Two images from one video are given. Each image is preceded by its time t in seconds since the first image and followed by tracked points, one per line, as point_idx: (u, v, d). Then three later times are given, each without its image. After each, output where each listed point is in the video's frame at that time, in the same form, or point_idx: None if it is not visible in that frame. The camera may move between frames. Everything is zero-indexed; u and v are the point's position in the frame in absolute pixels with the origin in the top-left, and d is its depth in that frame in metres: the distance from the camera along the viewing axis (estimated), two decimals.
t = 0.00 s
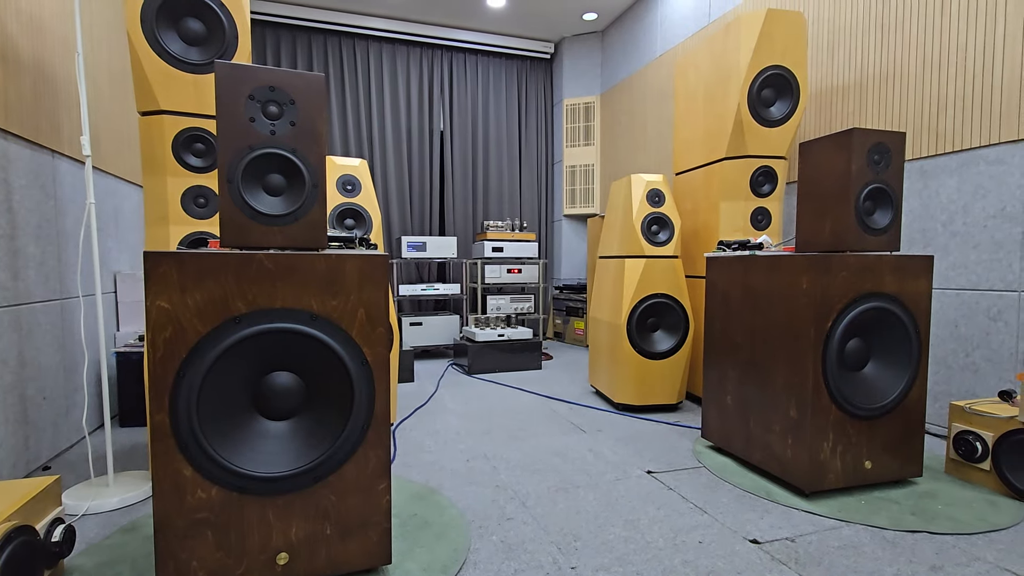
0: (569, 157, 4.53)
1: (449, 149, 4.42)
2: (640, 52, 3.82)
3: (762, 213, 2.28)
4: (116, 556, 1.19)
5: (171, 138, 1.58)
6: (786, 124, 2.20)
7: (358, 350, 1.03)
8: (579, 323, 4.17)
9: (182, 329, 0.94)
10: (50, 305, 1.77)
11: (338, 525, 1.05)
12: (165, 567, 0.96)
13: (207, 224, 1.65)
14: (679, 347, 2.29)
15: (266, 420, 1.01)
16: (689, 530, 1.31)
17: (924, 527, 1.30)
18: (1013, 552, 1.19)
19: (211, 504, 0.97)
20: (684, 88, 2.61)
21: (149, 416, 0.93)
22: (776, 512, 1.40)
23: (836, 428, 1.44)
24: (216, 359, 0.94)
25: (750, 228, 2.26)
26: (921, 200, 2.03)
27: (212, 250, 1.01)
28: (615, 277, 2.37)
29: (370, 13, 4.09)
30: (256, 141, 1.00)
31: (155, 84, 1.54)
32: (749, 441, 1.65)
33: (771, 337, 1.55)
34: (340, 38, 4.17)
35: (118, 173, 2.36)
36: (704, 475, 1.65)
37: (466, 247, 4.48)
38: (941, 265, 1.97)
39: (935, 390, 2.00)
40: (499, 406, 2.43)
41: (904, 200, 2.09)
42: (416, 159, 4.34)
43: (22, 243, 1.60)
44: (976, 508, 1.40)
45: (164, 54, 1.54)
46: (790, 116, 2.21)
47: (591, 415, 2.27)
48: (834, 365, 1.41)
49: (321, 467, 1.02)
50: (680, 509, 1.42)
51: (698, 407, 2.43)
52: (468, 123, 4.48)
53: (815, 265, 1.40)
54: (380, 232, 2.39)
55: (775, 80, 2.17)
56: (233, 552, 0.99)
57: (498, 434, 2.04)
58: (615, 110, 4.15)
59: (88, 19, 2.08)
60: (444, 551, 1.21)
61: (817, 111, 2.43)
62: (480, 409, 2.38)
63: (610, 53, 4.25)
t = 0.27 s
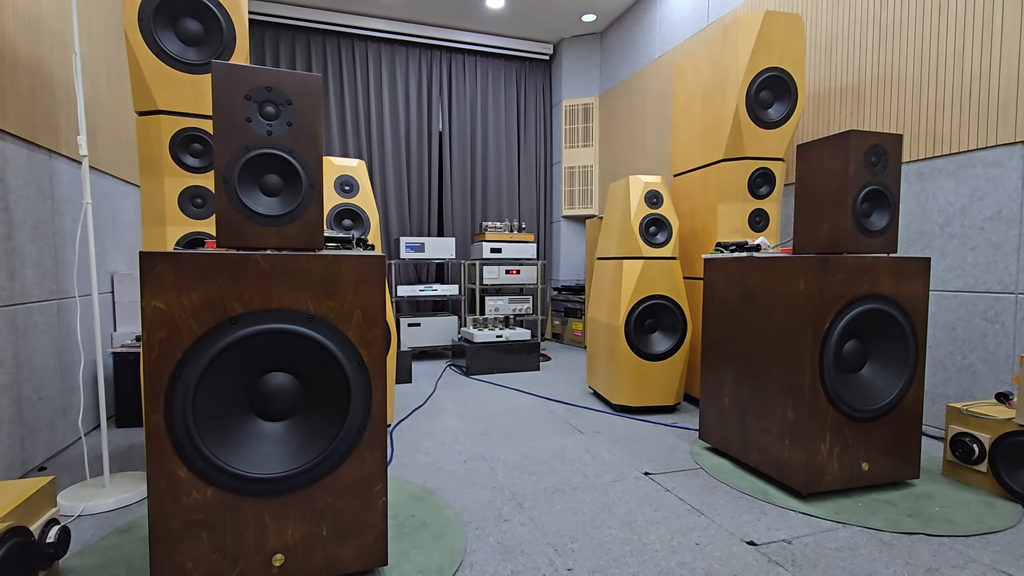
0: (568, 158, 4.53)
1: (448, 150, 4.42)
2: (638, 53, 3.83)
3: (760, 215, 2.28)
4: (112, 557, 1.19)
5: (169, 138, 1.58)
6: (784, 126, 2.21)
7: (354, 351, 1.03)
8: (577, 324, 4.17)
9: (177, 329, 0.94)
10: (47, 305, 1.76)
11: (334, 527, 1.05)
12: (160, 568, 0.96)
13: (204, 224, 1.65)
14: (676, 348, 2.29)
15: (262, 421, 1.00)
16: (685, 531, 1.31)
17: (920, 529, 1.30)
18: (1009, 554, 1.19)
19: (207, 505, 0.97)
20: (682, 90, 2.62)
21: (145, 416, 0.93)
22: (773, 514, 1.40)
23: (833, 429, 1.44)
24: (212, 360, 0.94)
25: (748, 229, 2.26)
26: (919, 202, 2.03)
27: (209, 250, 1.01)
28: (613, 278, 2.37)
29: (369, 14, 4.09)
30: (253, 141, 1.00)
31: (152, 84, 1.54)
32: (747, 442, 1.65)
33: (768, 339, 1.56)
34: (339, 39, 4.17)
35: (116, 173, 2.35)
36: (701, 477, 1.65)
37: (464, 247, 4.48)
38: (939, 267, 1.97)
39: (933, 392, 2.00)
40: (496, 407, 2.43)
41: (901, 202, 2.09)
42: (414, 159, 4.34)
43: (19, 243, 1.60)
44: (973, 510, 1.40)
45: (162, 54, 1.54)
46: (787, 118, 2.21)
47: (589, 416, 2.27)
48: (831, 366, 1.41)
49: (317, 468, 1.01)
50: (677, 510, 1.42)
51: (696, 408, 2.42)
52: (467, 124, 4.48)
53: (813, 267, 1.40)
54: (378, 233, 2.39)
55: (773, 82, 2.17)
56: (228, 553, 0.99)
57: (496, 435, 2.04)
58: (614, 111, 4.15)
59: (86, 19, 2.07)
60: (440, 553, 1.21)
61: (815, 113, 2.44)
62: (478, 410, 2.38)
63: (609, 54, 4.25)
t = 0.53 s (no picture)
0: (567, 160, 4.54)
1: (446, 151, 4.42)
2: (637, 55, 3.83)
3: (758, 217, 2.28)
4: (106, 559, 1.18)
5: (166, 138, 1.58)
6: (781, 128, 2.21)
7: (351, 351, 1.03)
8: (576, 325, 4.17)
9: (173, 330, 0.93)
10: (43, 305, 1.76)
11: (330, 528, 1.04)
12: (154, 570, 0.95)
13: (202, 224, 1.65)
14: (674, 350, 2.29)
15: (258, 422, 1.00)
16: (682, 533, 1.30)
17: (918, 531, 1.30)
18: (1006, 556, 1.19)
19: (202, 506, 0.97)
20: (680, 91, 2.62)
21: (140, 417, 0.93)
22: (770, 516, 1.40)
23: (830, 431, 1.43)
24: (208, 360, 0.93)
25: (746, 231, 2.27)
26: (916, 204, 2.04)
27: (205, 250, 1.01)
28: (611, 279, 2.37)
29: (368, 15, 4.09)
30: (249, 141, 0.99)
31: (149, 84, 1.53)
32: (744, 444, 1.65)
33: (765, 340, 1.56)
34: (338, 40, 4.17)
35: (113, 173, 2.35)
36: (698, 478, 1.65)
37: (463, 248, 4.47)
38: (936, 269, 1.97)
39: (930, 394, 2.00)
40: (494, 408, 2.42)
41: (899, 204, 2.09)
42: (413, 160, 4.34)
43: (15, 243, 1.60)
44: (970, 512, 1.40)
45: (159, 54, 1.53)
46: (785, 120, 2.21)
47: (586, 418, 2.27)
48: (828, 368, 1.41)
49: (313, 469, 1.01)
50: (675, 512, 1.42)
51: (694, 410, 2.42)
52: (466, 125, 4.49)
53: (810, 269, 1.41)
54: (376, 234, 2.38)
55: (770, 84, 2.17)
56: (223, 555, 0.98)
57: (493, 436, 2.03)
58: (613, 112, 4.16)
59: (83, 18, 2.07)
60: (437, 554, 1.20)
61: (813, 115, 2.44)
62: (475, 411, 2.37)
63: (608, 55, 4.26)
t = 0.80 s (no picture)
0: (565, 161, 4.54)
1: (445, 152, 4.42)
2: (636, 57, 3.84)
3: (756, 218, 2.28)
4: (101, 560, 1.18)
5: (163, 138, 1.58)
6: (779, 130, 2.21)
7: (347, 353, 1.03)
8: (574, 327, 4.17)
9: (168, 331, 0.93)
10: (40, 305, 1.75)
11: (326, 530, 1.04)
12: (149, 572, 0.95)
13: (199, 224, 1.65)
14: (672, 351, 2.29)
15: (254, 423, 1.00)
16: (679, 535, 1.30)
17: (914, 533, 1.30)
18: (1002, 559, 1.19)
19: (197, 508, 0.96)
20: (678, 93, 2.62)
21: (135, 418, 0.92)
22: (767, 518, 1.39)
23: (827, 433, 1.44)
24: (204, 361, 0.93)
25: (744, 233, 2.27)
26: (914, 206, 2.04)
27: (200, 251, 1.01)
28: (609, 280, 2.37)
29: (367, 16, 4.09)
30: (246, 142, 0.99)
31: (147, 84, 1.53)
32: (741, 446, 1.65)
33: (763, 342, 1.56)
34: (337, 40, 4.17)
35: (110, 173, 2.34)
36: (696, 480, 1.64)
37: (461, 249, 4.47)
38: (933, 271, 1.98)
39: (928, 396, 2.01)
40: (492, 410, 2.42)
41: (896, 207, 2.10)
42: (412, 161, 4.34)
43: (12, 243, 1.59)
44: (967, 514, 1.40)
45: (157, 54, 1.53)
46: (783, 122, 2.21)
47: (584, 419, 2.26)
48: (825, 370, 1.42)
49: (309, 471, 1.01)
50: (672, 514, 1.42)
51: (691, 411, 2.42)
52: (464, 126, 4.49)
53: (807, 270, 1.41)
54: (373, 235, 2.38)
55: (768, 86, 2.17)
56: (218, 556, 0.98)
57: (491, 438, 2.03)
58: (612, 114, 4.16)
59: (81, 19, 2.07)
60: (433, 556, 1.20)
61: (811, 118, 2.45)
62: (473, 413, 2.37)
63: (607, 57, 4.26)
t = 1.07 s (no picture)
0: (564, 162, 4.55)
1: (444, 153, 4.42)
2: (634, 58, 3.85)
3: (753, 220, 2.29)
4: (97, 562, 1.17)
5: (161, 139, 1.58)
6: (777, 132, 2.22)
7: (344, 354, 1.03)
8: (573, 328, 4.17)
9: (164, 331, 0.93)
10: (37, 306, 1.75)
11: (322, 532, 1.04)
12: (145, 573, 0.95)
13: (197, 225, 1.65)
14: (670, 352, 2.29)
15: (250, 424, 1.00)
16: (676, 536, 1.30)
17: (911, 535, 1.30)
18: (998, 560, 1.19)
19: (193, 509, 0.96)
20: (676, 95, 2.63)
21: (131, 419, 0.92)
22: (764, 519, 1.39)
23: (824, 435, 1.44)
24: (200, 362, 0.93)
25: (742, 234, 2.27)
26: (911, 208, 2.04)
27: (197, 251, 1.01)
28: (607, 282, 2.37)
29: (366, 17, 4.09)
30: (243, 143, 0.99)
31: (145, 85, 1.53)
32: (739, 447, 1.65)
33: (760, 343, 1.56)
34: (335, 41, 4.17)
35: (108, 173, 2.34)
36: (693, 481, 1.64)
37: (460, 250, 4.47)
38: (931, 273, 1.98)
39: (924, 398, 2.01)
40: (490, 411, 2.42)
41: (893, 208, 2.10)
42: (411, 162, 4.34)
43: (9, 243, 1.59)
44: (964, 516, 1.40)
45: (155, 55, 1.53)
46: (781, 124, 2.22)
47: (582, 420, 2.27)
48: (823, 371, 1.42)
49: (306, 472, 1.01)
50: (669, 515, 1.42)
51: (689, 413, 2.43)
52: (463, 127, 4.49)
53: (804, 272, 1.41)
54: (371, 236, 2.37)
55: (766, 88, 2.18)
56: (214, 558, 0.98)
57: (488, 439, 2.03)
58: (610, 115, 4.17)
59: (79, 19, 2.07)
60: (430, 557, 1.20)
61: (809, 120, 2.45)
62: (471, 414, 2.37)
63: (605, 59, 4.27)
